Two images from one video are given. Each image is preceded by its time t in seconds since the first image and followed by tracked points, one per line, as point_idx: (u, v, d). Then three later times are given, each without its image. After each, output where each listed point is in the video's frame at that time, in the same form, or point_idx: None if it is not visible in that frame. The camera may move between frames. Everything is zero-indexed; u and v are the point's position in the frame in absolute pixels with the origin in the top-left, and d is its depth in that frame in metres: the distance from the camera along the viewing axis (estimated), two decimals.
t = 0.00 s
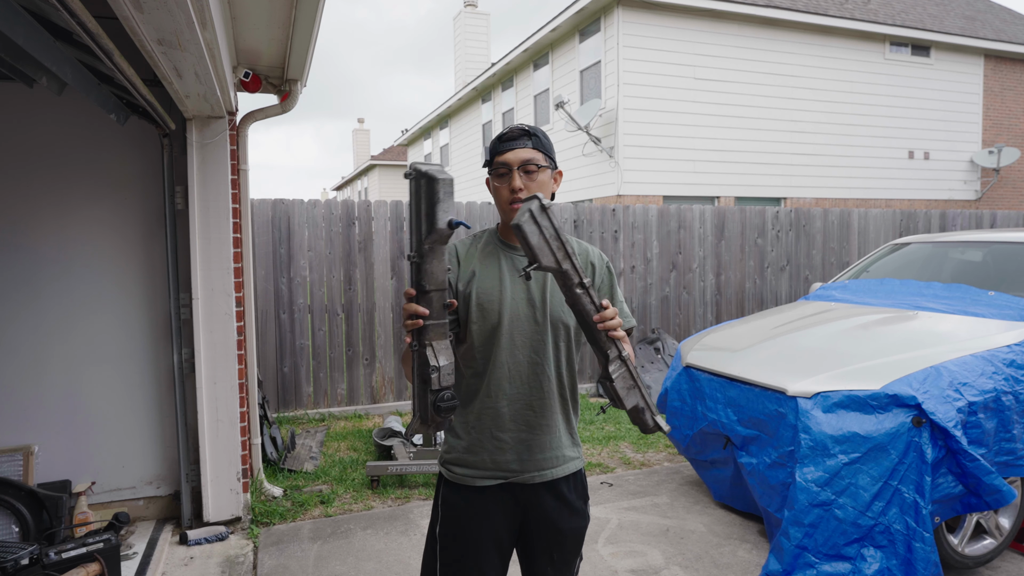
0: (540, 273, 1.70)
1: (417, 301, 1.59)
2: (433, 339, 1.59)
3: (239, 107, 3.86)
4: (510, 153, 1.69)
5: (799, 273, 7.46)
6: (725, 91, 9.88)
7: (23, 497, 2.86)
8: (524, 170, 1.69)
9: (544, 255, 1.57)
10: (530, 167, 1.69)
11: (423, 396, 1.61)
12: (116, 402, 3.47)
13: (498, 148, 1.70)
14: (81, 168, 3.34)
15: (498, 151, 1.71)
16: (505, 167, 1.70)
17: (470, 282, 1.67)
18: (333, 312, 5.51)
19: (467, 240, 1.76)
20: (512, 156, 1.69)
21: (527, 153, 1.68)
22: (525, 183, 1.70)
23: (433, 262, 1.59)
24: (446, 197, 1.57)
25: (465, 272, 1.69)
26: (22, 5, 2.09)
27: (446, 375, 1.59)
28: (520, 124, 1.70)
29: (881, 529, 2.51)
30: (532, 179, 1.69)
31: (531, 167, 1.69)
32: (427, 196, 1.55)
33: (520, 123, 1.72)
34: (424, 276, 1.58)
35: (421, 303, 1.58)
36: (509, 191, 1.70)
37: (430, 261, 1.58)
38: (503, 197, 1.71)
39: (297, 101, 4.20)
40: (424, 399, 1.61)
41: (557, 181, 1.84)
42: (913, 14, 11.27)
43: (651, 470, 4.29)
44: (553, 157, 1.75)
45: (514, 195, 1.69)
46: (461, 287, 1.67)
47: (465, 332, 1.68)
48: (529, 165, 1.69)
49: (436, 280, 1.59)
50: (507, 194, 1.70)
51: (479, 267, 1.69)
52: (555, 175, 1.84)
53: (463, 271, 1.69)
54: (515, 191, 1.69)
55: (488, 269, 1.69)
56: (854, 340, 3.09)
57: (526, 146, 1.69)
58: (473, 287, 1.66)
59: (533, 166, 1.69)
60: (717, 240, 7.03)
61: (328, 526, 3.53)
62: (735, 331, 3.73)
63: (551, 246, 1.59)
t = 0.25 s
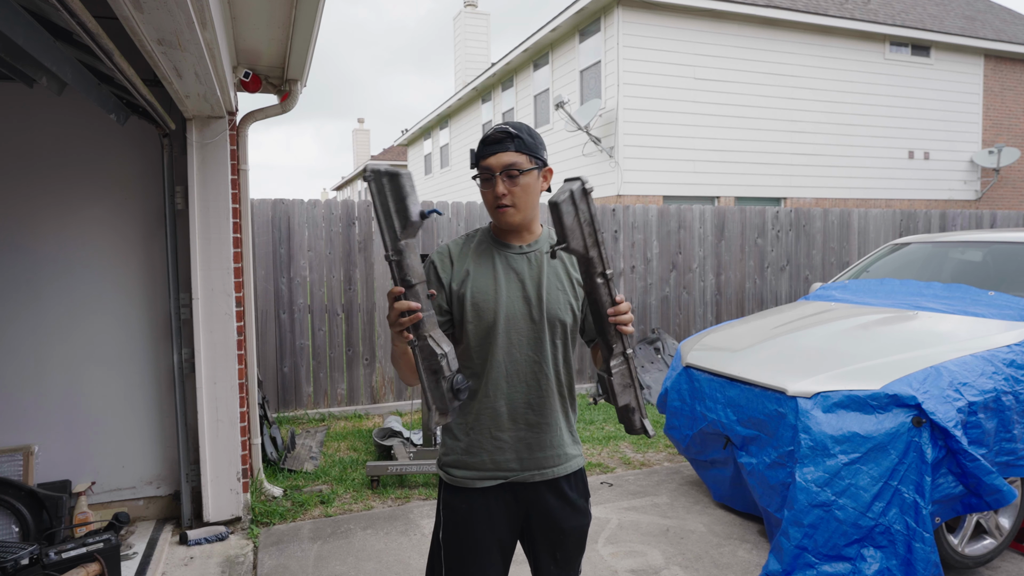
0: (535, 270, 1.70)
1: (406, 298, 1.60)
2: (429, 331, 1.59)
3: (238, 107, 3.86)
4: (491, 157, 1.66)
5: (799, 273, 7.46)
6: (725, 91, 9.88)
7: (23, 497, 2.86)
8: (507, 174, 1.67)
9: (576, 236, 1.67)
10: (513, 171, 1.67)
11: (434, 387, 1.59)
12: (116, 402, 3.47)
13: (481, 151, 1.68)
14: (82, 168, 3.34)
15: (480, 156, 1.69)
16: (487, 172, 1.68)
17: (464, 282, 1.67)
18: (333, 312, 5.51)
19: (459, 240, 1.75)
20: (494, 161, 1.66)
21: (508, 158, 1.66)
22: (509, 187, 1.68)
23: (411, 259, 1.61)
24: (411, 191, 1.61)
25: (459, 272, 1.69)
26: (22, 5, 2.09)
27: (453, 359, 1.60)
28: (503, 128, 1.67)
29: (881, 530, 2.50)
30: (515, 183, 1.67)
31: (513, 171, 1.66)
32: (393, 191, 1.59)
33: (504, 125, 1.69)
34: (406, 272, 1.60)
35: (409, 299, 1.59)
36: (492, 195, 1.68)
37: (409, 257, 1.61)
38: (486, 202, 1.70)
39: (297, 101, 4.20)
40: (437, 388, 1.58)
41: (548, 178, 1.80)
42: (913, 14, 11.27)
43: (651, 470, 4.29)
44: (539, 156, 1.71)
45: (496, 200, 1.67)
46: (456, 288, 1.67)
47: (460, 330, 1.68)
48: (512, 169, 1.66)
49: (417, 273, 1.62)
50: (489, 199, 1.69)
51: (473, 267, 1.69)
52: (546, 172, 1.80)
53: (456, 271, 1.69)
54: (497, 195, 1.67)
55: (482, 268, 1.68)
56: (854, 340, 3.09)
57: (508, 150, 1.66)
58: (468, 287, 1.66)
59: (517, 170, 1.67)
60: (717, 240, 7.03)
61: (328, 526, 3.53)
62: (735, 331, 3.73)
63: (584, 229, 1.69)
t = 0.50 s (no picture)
0: (514, 270, 1.69)
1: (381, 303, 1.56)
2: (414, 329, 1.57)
3: (238, 107, 3.86)
4: (472, 154, 1.65)
5: (800, 273, 7.46)
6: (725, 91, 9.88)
7: (23, 497, 2.86)
8: (489, 171, 1.66)
9: (588, 218, 1.79)
10: (495, 167, 1.66)
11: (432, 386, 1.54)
12: (117, 402, 3.47)
13: (461, 147, 1.67)
14: (82, 167, 3.34)
15: (461, 152, 1.68)
16: (469, 168, 1.67)
17: (441, 285, 1.66)
18: (333, 313, 5.51)
19: (434, 243, 1.74)
20: (475, 157, 1.65)
21: (490, 153, 1.66)
22: (492, 184, 1.67)
23: (381, 262, 1.58)
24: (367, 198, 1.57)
25: (435, 275, 1.68)
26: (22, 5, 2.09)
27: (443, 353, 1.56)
28: (483, 123, 1.67)
29: (881, 530, 2.50)
30: (498, 180, 1.66)
31: (495, 167, 1.66)
32: (348, 199, 1.56)
33: (483, 121, 1.69)
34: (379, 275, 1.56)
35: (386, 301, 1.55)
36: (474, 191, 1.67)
37: (378, 261, 1.57)
38: (467, 199, 1.69)
39: (297, 101, 4.20)
40: (432, 385, 1.54)
41: (526, 178, 1.81)
42: (913, 14, 11.27)
43: (650, 470, 4.29)
44: (518, 153, 1.71)
45: (479, 196, 1.66)
46: (433, 291, 1.67)
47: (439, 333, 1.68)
48: (494, 165, 1.66)
49: (390, 274, 1.57)
50: (471, 196, 1.67)
51: (450, 270, 1.68)
52: (523, 171, 1.81)
53: (432, 274, 1.68)
54: (480, 191, 1.66)
55: (459, 270, 1.68)
56: (854, 340, 3.09)
57: (490, 146, 1.66)
58: (445, 291, 1.66)
59: (499, 166, 1.66)
60: (717, 240, 7.03)
61: (328, 526, 3.53)
62: (735, 331, 3.73)
63: (595, 215, 1.81)
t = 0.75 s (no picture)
0: (526, 280, 1.67)
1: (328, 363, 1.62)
2: (352, 399, 1.65)
3: (238, 107, 3.86)
4: (506, 138, 1.69)
5: (799, 273, 7.47)
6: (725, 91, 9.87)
7: (23, 497, 2.86)
8: (522, 157, 1.69)
9: (685, 255, 1.69)
10: (529, 154, 1.70)
11: (362, 459, 1.68)
12: (117, 401, 3.47)
13: (494, 131, 1.70)
14: (82, 166, 3.34)
15: (494, 137, 1.70)
16: (501, 153, 1.69)
17: (451, 293, 1.66)
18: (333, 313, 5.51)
19: (446, 243, 1.74)
20: (510, 141, 1.69)
21: (525, 139, 1.69)
22: (523, 170, 1.69)
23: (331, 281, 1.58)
24: (320, 262, 1.52)
25: (445, 281, 1.68)
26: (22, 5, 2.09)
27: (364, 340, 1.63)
28: (516, 111, 1.72)
29: (868, 519, 2.46)
30: (531, 167, 1.69)
31: (529, 154, 1.70)
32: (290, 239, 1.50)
33: (514, 110, 1.73)
34: (326, 339, 1.58)
35: (331, 365, 1.61)
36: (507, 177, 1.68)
37: (329, 324, 1.56)
38: (498, 184, 1.68)
39: (297, 101, 4.20)
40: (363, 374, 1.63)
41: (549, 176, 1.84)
42: (913, 14, 11.26)
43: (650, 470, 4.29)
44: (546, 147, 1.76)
45: (511, 180, 1.67)
46: (443, 298, 1.67)
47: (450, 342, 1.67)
48: (528, 152, 1.69)
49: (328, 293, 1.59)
50: (503, 180, 1.68)
51: (459, 277, 1.67)
52: (549, 168, 1.84)
53: (442, 279, 1.69)
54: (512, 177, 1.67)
55: (471, 277, 1.67)
56: (854, 340, 3.08)
57: (523, 132, 1.70)
58: (454, 299, 1.65)
59: (532, 154, 1.70)
60: (717, 240, 7.03)
61: (328, 526, 3.53)
62: (735, 331, 3.73)
63: (692, 253, 1.70)
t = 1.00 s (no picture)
0: (524, 279, 1.67)
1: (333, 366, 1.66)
2: (358, 402, 1.68)
3: (238, 107, 3.86)
4: (507, 138, 1.69)
5: (799, 273, 7.47)
6: (725, 91, 9.88)
7: (23, 497, 2.86)
8: (522, 157, 1.69)
9: (683, 259, 1.70)
10: (529, 155, 1.69)
11: (371, 462, 1.71)
12: (117, 402, 3.47)
13: (495, 132, 1.70)
14: (82, 167, 3.34)
15: (495, 138, 1.70)
16: (501, 153, 1.68)
17: (449, 292, 1.66)
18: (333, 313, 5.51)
19: (444, 244, 1.74)
20: (510, 141, 1.69)
21: (526, 140, 1.69)
22: (524, 171, 1.68)
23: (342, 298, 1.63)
24: (322, 262, 1.58)
25: (443, 281, 1.69)
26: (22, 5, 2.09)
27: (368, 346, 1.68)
28: (517, 112, 1.72)
29: (868, 518, 2.46)
30: (531, 168, 1.69)
31: (528, 155, 1.69)
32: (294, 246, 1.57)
33: (515, 110, 1.74)
34: (330, 341, 1.64)
35: (335, 368, 1.65)
36: (505, 178, 1.67)
37: (333, 325, 1.62)
38: (498, 185, 1.68)
39: (297, 101, 4.20)
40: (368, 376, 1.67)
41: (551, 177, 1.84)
42: (913, 14, 11.26)
43: (650, 470, 4.29)
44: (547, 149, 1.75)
45: (511, 181, 1.66)
46: (442, 299, 1.67)
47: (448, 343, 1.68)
48: (528, 153, 1.69)
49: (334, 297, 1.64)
50: (502, 180, 1.67)
51: (457, 277, 1.67)
52: (549, 170, 1.84)
53: (440, 280, 1.69)
54: (511, 178, 1.67)
55: (469, 277, 1.67)
56: (854, 340, 3.08)
57: (524, 132, 1.70)
58: (453, 299, 1.65)
59: (532, 154, 1.70)
60: (717, 240, 7.04)
61: (328, 526, 3.53)
62: (735, 331, 3.73)
63: (689, 256, 1.71)
